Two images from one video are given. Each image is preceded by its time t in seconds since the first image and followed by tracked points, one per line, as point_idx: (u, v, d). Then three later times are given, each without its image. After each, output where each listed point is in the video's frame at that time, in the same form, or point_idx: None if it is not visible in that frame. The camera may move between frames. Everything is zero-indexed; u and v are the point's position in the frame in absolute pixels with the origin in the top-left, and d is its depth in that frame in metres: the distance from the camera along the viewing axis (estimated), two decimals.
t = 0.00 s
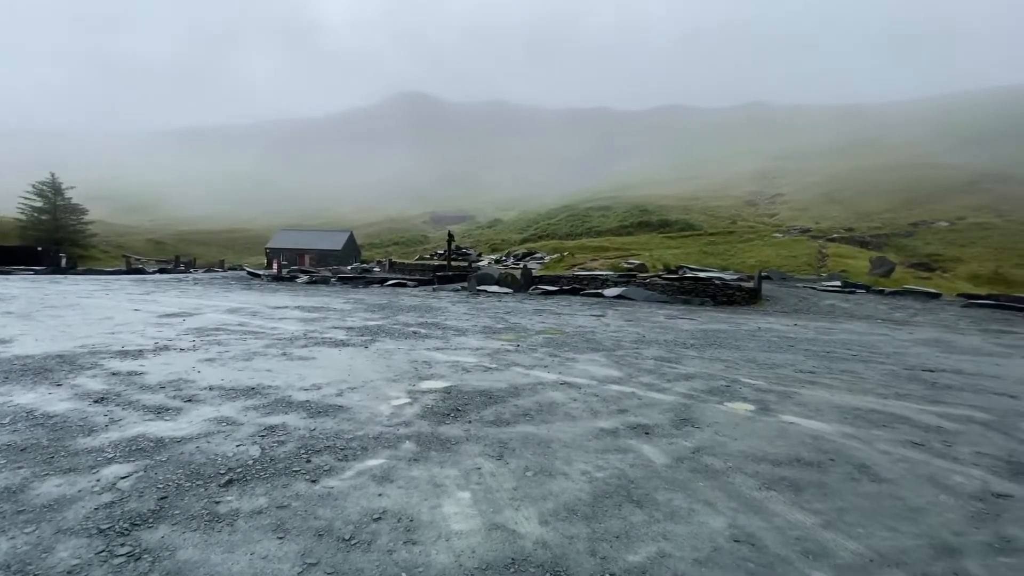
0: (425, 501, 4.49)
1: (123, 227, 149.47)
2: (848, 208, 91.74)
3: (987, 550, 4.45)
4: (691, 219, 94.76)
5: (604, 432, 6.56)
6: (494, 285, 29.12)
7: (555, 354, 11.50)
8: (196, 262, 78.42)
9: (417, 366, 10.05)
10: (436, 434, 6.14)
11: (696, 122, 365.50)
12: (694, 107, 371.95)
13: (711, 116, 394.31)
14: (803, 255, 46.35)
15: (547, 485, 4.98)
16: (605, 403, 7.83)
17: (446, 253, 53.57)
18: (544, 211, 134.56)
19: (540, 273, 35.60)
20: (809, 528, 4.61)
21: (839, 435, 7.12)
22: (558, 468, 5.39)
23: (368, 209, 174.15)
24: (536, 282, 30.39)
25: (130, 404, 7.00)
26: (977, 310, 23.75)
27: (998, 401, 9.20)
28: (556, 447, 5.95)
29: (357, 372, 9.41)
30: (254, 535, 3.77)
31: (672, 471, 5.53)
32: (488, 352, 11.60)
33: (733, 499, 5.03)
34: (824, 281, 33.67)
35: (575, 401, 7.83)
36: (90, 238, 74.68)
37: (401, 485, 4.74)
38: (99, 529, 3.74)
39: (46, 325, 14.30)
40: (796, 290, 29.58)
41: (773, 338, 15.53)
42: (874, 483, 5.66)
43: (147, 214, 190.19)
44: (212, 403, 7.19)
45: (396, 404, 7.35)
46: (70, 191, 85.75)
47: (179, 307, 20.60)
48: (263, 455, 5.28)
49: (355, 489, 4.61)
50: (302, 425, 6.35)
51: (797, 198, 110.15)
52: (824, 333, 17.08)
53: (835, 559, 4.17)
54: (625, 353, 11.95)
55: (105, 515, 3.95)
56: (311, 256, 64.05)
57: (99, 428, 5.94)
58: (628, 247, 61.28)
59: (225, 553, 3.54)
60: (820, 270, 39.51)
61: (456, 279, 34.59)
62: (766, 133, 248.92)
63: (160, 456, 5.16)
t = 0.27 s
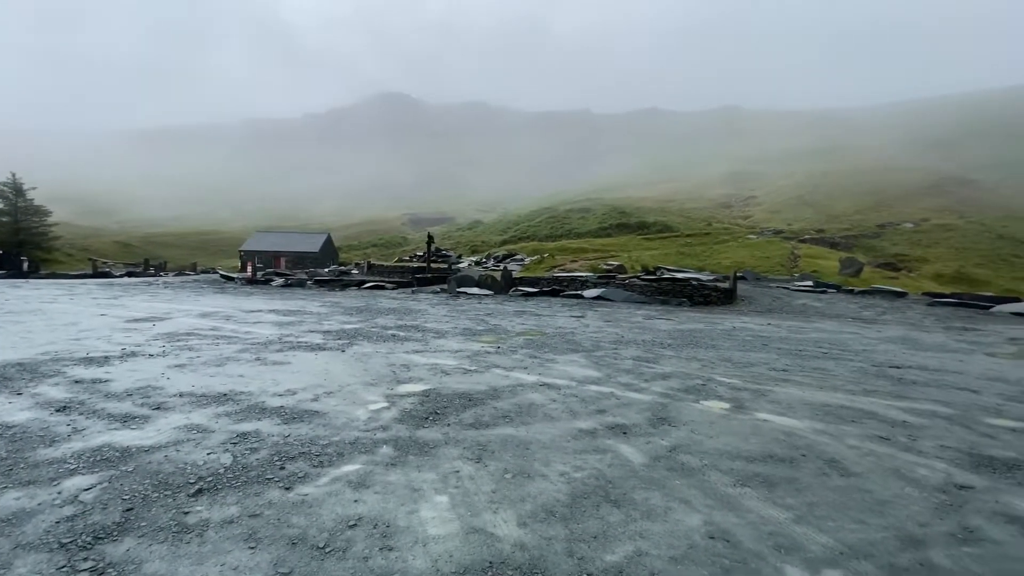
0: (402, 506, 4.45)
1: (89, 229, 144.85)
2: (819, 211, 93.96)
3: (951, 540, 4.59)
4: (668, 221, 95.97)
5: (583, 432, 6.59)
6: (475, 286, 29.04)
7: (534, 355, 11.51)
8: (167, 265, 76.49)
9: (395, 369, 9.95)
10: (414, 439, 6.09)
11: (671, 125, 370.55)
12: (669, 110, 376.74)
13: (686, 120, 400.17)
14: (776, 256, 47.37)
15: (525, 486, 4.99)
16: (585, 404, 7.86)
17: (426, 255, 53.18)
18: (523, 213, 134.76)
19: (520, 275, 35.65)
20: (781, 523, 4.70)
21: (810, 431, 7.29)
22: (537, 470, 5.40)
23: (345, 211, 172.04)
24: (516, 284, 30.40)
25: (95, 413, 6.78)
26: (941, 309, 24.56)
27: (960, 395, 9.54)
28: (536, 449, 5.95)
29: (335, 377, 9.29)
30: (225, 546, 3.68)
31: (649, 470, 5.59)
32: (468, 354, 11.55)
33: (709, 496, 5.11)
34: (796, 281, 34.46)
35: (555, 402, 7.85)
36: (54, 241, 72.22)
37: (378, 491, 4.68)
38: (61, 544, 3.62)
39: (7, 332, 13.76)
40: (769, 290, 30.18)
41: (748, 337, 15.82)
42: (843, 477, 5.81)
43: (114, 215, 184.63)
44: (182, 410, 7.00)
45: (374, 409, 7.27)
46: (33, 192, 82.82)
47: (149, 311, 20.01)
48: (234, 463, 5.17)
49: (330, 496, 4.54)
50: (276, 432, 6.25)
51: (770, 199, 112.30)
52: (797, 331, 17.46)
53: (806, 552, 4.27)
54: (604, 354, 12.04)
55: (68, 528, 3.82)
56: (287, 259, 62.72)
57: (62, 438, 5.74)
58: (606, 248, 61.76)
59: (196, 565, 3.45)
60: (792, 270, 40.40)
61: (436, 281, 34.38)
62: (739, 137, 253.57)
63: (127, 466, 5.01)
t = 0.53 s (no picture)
0: (377, 511, 4.40)
1: (51, 231, 139.66)
2: (789, 213, 96.18)
3: (914, 532, 4.74)
4: (645, 223, 97.02)
5: (560, 433, 6.61)
6: (453, 289, 28.90)
7: (513, 357, 11.51)
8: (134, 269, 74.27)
9: (372, 373, 9.83)
10: (390, 443, 6.03)
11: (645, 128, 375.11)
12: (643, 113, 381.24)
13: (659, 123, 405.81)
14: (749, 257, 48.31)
15: (502, 489, 4.98)
16: (562, 405, 7.89)
17: (404, 257, 52.71)
18: (501, 215, 134.62)
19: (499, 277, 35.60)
20: (752, 518, 4.79)
21: (782, 428, 7.45)
22: (513, 471, 5.40)
23: (320, 213, 169.48)
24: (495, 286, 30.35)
25: (55, 422, 6.54)
26: (906, 307, 25.36)
27: (923, 391, 9.86)
28: (513, 450, 5.94)
29: (309, 381, 9.14)
30: (192, 559, 3.59)
31: (625, 469, 5.63)
32: (446, 357, 11.49)
33: (683, 494, 5.18)
34: (769, 281, 35.20)
35: (533, 404, 7.85)
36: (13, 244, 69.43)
37: (351, 497, 4.62)
38: (17, 561, 3.48)
39: None
40: (742, 290, 30.77)
41: (722, 336, 16.10)
42: (812, 473, 5.95)
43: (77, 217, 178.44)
44: (148, 419, 6.79)
45: (349, 414, 7.17)
46: None
47: (114, 317, 19.38)
48: (203, 472, 5.04)
49: (302, 503, 4.47)
50: (246, 439, 6.11)
51: (743, 202, 114.49)
52: (770, 330, 17.83)
53: (777, 547, 4.36)
54: (582, 355, 12.10)
55: (24, 544, 3.68)
56: (261, 261, 61.26)
57: (20, 449, 5.52)
58: (584, 250, 62.16)
59: None
60: (764, 270, 41.27)
61: (414, 284, 34.08)
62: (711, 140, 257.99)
63: (89, 477, 4.84)
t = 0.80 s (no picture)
0: (349, 519, 4.33)
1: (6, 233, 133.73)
2: (759, 216, 98.43)
3: (876, 524, 4.89)
4: (620, 225, 97.94)
5: (537, 435, 6.62)
6: (431, 290, 28.70)
7: (489, 359, 11.49)
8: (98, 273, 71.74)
9: (346, 377, 9.68)
10: (363, 449, 5.95)
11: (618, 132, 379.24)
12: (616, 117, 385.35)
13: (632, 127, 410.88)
14: (721, 258, 49.24)
15: (477, 491, 4.97)
16: (538, 406, 7.91)
17: (380, 260, 52.13)
18: (477, 217, 134.23)
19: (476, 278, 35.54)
20: (722, 515, 4.87)
21: (751, 425, 7.61)
22: (489, 474, 5.37)
23: (292, 214, 166.42)
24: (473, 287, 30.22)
25: (6, 434, 6.26)
26: (870, 307, 26.20)
27: (885, 387, 10.20)
28: (488, 453, 5.93)
29: (281, 387, 8.97)
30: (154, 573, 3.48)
31: (600, 469, 5.67)
32: (422, 360, 11.39)
33: (655, 492, 5.24)
34: (741, 281, 35.91)
35: (508, 406, 7.85)
36: None
37: (323, 504, 4.54)
38: None
39: None
40: (715, 291, 31.34)
41: (695, 336, 16.37)
42: (780, 468, 6.08)
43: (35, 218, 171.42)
44: (108, 428, 6.57)
45: (321, 419, 7.05)
46: None
47: (75, 322, 18.66)
48: (166, 483, 4.89)
49: (270, 512, 4.37)
50: (213, 447, 5.96)
51: (715, 205, 116.60)
52: (741, 330, 18.21)
53: (746, 543, 4.44)
54: (558, 356, 12.16)
55: None
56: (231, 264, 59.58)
57: None
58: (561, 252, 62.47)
59: None
60: (736, 271, 42.10)
61: (390, 286, 33.71)
62: (683, 144, 262.34)
63: (43, 490, 4.65)
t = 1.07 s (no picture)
0: (318, 526, 4.27)
1: None
2: (728, 217, 100.49)
3: (839, 517, 5.04)
4: (595, 226, 98.71)
5: (511, 436, 6.62)
6: (406, 293, 28.43)
7: (464, 362, 11.45)
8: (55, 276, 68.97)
9: (318, 381, 9.53)
10: (333, 454, 5.86)
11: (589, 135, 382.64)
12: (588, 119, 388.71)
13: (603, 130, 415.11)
14: (694, 259, 50.10)
15: (450, 495, 4.94)
16: (512, 407, 7.91)
17: (353, 262, 51.43)
18: (452, 218, 133.57)
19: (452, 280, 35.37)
20: (692, 511, 4.96)
21: (721, 422, 7.76)
22: (462, 477, 5.35)
23: (261, 215, 162.82)
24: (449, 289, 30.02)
25: None
26: (835, 306, 27.01)
27: (848, 384, 10.51)
28: (461, 455, 5.92)
29: (248, 392, 8.77)
30: None
31: (574, 469, 5.71)
32: (396, 363, 11.29)
33: (627, 490, 5.31)
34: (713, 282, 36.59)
35: (483, 408, 7.84)
36: None
37: (292, 513, 4.45)
38: None
39: None
40: (687, 292, 31.86)
41: (667, 336, 16.64)
42: (747, 465, 6.21)
43: None
44: (65, 439, 6.32)
45: (291, 425, 6.92)
46: None
47: (32, 328, 17.91)
48: (126, 494, 4.74)
49: (236, 522, 4.27)
50: (176, 456, 5.80)
51: (686, 207, 118.54)
52: (712, 329, 18.57)
53: (713, 538, 4.53)
54: (533, 357, 12.20)
55: None
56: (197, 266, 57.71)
57: None
58: (537, 253, 62.71)
59: None
60: (708, 272, 42.83)
61: (364, 288, 33.20)
62: (655, 147, 265.86)
63: None
